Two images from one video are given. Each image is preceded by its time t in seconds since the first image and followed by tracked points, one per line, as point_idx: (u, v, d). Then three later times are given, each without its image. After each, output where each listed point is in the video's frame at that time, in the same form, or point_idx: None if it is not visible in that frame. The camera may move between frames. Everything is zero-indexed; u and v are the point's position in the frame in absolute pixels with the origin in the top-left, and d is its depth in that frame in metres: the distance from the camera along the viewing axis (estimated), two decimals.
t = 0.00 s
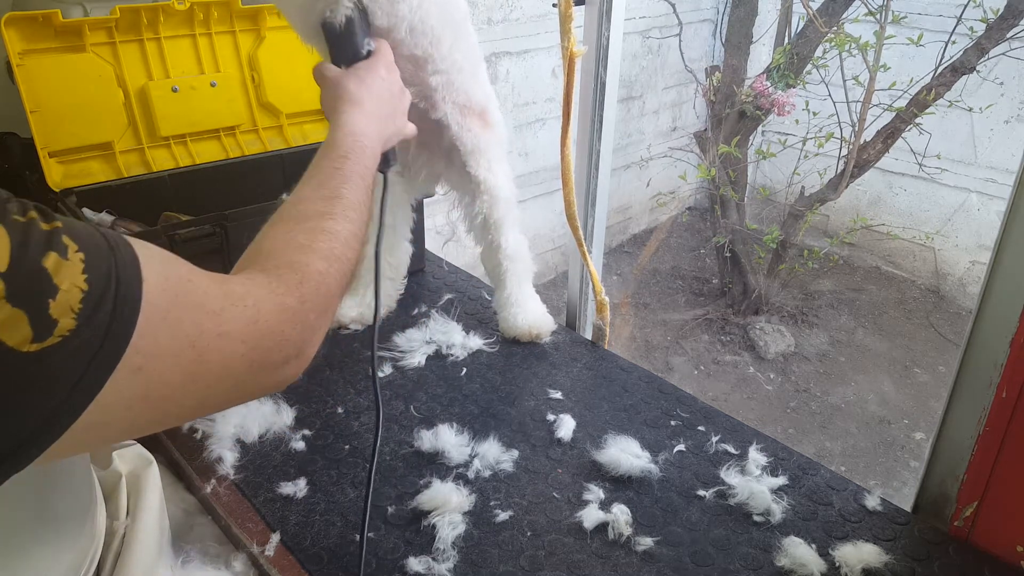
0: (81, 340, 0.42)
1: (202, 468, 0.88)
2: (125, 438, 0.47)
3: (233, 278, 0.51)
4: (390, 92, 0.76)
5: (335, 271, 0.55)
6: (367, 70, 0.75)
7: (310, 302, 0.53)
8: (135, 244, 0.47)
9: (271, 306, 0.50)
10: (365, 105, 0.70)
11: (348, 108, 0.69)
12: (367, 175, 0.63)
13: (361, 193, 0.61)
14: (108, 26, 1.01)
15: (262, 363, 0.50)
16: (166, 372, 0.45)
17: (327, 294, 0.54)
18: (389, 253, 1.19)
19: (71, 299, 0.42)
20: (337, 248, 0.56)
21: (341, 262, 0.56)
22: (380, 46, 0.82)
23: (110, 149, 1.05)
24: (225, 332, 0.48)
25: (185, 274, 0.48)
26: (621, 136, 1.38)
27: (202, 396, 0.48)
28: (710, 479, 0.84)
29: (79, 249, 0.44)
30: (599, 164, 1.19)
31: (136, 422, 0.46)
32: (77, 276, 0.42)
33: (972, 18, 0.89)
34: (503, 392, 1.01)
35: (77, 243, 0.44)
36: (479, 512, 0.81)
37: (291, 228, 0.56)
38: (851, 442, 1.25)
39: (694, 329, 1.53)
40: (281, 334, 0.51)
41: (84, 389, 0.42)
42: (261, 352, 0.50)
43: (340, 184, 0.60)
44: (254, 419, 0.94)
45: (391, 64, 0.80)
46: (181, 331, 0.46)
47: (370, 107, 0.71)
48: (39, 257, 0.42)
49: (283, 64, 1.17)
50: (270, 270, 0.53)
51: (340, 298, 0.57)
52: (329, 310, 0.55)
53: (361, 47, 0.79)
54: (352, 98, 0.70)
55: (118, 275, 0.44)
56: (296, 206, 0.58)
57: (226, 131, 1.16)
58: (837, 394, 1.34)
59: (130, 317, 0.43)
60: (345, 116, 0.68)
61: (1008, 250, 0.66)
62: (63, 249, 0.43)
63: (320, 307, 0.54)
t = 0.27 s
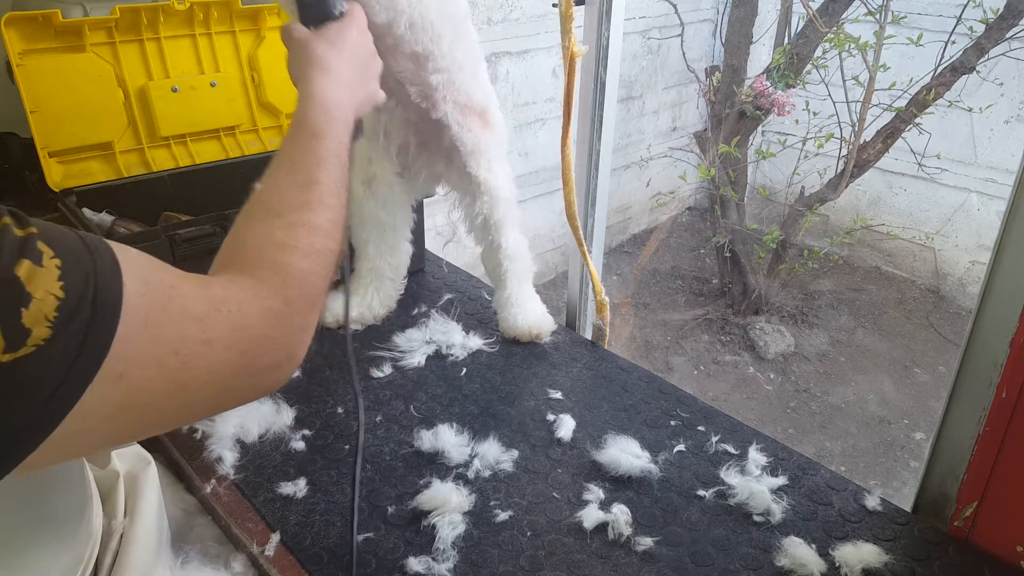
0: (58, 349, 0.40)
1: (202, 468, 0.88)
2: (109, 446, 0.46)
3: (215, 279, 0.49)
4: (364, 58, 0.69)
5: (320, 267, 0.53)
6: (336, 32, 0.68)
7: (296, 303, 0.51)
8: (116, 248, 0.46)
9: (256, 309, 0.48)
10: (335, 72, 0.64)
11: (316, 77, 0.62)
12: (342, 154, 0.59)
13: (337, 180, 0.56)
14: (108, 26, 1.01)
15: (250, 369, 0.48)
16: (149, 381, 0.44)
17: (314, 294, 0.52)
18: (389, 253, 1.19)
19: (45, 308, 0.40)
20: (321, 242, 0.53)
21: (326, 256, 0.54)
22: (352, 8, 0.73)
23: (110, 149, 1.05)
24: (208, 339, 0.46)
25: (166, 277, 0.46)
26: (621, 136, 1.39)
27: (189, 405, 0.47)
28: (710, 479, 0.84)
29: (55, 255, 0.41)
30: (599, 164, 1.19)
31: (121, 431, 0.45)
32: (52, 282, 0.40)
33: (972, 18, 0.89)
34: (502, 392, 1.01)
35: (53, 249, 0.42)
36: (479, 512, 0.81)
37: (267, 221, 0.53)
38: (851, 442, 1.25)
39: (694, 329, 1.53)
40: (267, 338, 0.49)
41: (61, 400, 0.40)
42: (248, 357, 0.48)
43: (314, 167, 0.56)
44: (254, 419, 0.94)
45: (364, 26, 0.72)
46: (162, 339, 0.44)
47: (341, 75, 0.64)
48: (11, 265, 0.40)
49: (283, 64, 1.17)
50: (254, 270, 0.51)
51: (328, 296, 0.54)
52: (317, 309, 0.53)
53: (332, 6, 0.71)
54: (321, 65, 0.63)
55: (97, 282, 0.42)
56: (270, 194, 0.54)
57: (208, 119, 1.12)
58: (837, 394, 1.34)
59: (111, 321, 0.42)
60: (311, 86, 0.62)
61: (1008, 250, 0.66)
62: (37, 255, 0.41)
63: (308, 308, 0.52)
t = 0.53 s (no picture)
0: (33, 335, 0.37)
1: (202, 468, 0.88)
2: (99, 430, 0.43)
3: (193, 252, 0.44)
4: None
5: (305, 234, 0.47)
6: None
7: (285, 274, 0.46)
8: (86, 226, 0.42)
9: (242, 285, 0.44)
10: None
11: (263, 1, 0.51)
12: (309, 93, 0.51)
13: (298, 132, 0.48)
14: (108, 26, 1.01)
15: (241, 347, 0.44)
16: (133, 365, 0.40)
17: (304, 261, 0.47)
18: (389, 253, 1.19)
19: (15, 292, 0.36)
20: (305, 203, 0.48)
21: (311, 218, 0.48)
22: None
23: (110, 149, 1.05)
24: (192, 318, 0.42)
25: (141, 255, 0.42)
26: (621, 136, 1.39)
27: (181, 386, 0.43)
28: (710, 479, 0.84)
29: (23, 237, 0.38)
30: (599, 164, 1.19)
31: (109, 416, 0.42)
32: (21, 265, 0.37)
33: (972, 18, 0.90)
34: (503, 392, 1.01)
35: (20, 230, 0.38)
36: (479, 512, 0.81)
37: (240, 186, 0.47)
38: (851, 443, 1.25)
39: (694, 329, 1.53)
40: (258, 315, 0.45)
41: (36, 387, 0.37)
42: (237, 335, 0.44)
43: (278, 112, 0.48)
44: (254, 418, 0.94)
45: None
46: (143, 319, 0.40)
47: None
48: None
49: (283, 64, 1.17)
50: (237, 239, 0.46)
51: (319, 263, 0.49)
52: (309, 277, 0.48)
53: None
54: None
55: (72, 267, 0.38)
56: (237, 148, 0.48)
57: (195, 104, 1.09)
58: (837, 394, 1.34)
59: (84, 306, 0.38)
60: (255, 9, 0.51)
61: (1007, 250, 0.66)
62: (2, 237, 0.37)
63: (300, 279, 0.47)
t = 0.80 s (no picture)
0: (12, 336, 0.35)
1: (202, 468, 0.88)
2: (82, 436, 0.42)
3: (182, 252, 0.44)
4: None
5: (293, 233, 0.47)
6: None
7: (277, 274, 0.45)
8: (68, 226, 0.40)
9: (229, 285, 0.43)
10: None
11: None
12: (304, 90, 0.50)
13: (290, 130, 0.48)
14: (108, 26, 1.01)
15: (230, 348, 0.44)
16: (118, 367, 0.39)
17: (297, 261, 0.47)
18: (389, 253, 1.19)
19: None
20: (299, 202, 0.47)
21: (304, 217, 0.48)
22: None
23: (110, 149, 1.05)
24: (179, 319, 0.41)
25: (127, 257, 0.41)
26: (621, 136, 1.39)
27: (165, 389, 0.42)
28: (710, 479, 0.84)
29: None
30: (599, 164, 1.19)
31: (92, 422, 0.41)
32: None
33: (972, 18, 0.90)
34: (503, 392, 1.01)
35: None
36: (479, 512, 0.81)
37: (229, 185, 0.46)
38: (851, 443, 1.25)
39: (694, 329, 1.53)
40: (245, 315, 0.44)
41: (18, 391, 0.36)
42: (226, 336, 0.43)
43: (274, 109, 0.47)
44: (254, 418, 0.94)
45: None
46: (129, 321, 0.39)
47: None
48: None
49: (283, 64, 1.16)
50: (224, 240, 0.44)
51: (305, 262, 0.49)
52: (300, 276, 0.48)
53: None
54: None
55: (53, 264, 0.37)
56: (230, 148, 0.47)
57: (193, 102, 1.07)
58: (837, 394, 1.34)
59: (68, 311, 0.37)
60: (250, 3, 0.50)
61: (1007, 250, 0.66)
62: None
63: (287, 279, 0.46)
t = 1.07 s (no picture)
0: None
1: (201, 468, 0.88)
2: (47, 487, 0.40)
3: (174, 307, 0.43)
4: (350, 78, 0.60)
5: (289, 300, 0.46)
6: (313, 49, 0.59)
7: (265, 337, 0.44)
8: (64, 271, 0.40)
9: (216, 344, 0.42)
10: (315, 85, 0.55)
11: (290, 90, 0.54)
12: (319, 173, 0.51)
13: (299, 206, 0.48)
14: (108, 27, 1.01)
15: (210, 409, 0.42)
16: (92, 422, 0.38)
17: (287, 326, 0.46)
18: (388, 253, 1.19)
19: None
20: (296, 271, 0.47)
21: (301, 287, 0.47)
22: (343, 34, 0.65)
23: (110, 149, 1.05)
24: (161, 376, 0.40)
25: (120, 307, 0.40)
26: (620, 136, 1.39)
27: (141, 447, 0.41)
28: (710, 479, 0.84)
29: None
30: (599, 164, 1.19)
31: (59, 473, 0.39)
32: None
33: (972, 18, 0.90)
34: (503, 392, 1.01)
35: None
36: (479, 513, 0.81)
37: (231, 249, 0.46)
38: (851, 443, 1.25)
39: (694, 329, 1.53)
40: (229, 376, 0.43)
41: None
42: (207, 397, 0.42)
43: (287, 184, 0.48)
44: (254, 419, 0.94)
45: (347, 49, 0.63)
46: (109, 374, 0.38)
47: (322, 89, 0.56)
48: None
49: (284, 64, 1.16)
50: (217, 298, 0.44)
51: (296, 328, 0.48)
52: (290, 343, 0.47)
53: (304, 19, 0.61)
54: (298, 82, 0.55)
55: (36, 306, 0.36)
56: (237, 216, 0.47)
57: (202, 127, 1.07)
58: (837, 394, 1.34)
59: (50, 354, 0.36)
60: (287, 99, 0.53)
61: (1007, 249, 0.66)
62: None
63: (275, 344, 0.45)
